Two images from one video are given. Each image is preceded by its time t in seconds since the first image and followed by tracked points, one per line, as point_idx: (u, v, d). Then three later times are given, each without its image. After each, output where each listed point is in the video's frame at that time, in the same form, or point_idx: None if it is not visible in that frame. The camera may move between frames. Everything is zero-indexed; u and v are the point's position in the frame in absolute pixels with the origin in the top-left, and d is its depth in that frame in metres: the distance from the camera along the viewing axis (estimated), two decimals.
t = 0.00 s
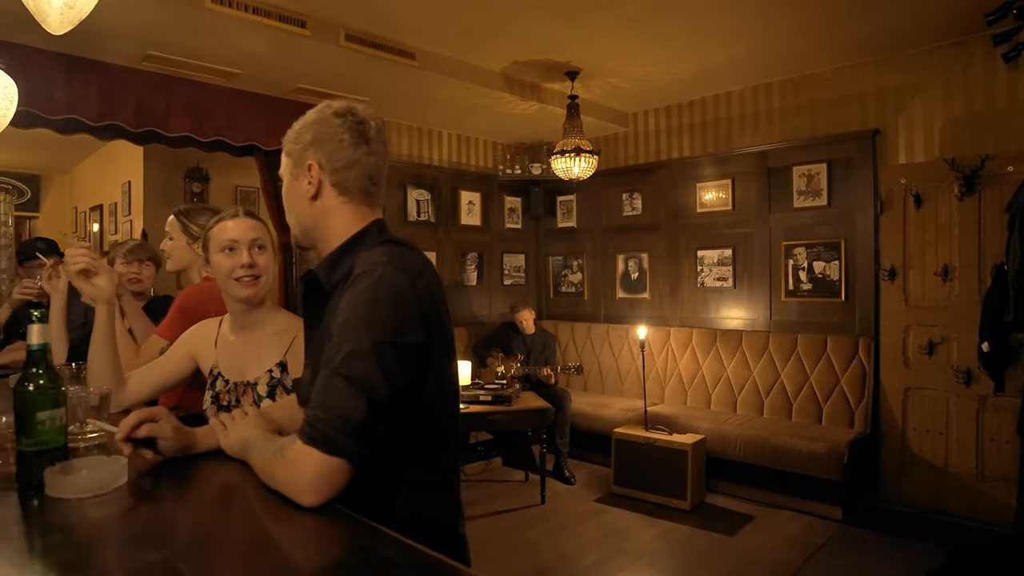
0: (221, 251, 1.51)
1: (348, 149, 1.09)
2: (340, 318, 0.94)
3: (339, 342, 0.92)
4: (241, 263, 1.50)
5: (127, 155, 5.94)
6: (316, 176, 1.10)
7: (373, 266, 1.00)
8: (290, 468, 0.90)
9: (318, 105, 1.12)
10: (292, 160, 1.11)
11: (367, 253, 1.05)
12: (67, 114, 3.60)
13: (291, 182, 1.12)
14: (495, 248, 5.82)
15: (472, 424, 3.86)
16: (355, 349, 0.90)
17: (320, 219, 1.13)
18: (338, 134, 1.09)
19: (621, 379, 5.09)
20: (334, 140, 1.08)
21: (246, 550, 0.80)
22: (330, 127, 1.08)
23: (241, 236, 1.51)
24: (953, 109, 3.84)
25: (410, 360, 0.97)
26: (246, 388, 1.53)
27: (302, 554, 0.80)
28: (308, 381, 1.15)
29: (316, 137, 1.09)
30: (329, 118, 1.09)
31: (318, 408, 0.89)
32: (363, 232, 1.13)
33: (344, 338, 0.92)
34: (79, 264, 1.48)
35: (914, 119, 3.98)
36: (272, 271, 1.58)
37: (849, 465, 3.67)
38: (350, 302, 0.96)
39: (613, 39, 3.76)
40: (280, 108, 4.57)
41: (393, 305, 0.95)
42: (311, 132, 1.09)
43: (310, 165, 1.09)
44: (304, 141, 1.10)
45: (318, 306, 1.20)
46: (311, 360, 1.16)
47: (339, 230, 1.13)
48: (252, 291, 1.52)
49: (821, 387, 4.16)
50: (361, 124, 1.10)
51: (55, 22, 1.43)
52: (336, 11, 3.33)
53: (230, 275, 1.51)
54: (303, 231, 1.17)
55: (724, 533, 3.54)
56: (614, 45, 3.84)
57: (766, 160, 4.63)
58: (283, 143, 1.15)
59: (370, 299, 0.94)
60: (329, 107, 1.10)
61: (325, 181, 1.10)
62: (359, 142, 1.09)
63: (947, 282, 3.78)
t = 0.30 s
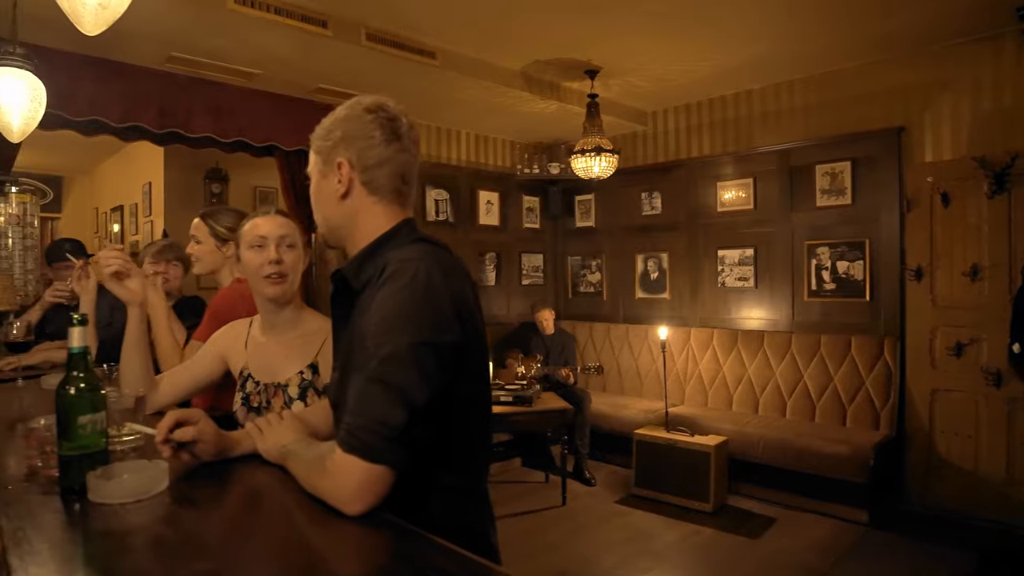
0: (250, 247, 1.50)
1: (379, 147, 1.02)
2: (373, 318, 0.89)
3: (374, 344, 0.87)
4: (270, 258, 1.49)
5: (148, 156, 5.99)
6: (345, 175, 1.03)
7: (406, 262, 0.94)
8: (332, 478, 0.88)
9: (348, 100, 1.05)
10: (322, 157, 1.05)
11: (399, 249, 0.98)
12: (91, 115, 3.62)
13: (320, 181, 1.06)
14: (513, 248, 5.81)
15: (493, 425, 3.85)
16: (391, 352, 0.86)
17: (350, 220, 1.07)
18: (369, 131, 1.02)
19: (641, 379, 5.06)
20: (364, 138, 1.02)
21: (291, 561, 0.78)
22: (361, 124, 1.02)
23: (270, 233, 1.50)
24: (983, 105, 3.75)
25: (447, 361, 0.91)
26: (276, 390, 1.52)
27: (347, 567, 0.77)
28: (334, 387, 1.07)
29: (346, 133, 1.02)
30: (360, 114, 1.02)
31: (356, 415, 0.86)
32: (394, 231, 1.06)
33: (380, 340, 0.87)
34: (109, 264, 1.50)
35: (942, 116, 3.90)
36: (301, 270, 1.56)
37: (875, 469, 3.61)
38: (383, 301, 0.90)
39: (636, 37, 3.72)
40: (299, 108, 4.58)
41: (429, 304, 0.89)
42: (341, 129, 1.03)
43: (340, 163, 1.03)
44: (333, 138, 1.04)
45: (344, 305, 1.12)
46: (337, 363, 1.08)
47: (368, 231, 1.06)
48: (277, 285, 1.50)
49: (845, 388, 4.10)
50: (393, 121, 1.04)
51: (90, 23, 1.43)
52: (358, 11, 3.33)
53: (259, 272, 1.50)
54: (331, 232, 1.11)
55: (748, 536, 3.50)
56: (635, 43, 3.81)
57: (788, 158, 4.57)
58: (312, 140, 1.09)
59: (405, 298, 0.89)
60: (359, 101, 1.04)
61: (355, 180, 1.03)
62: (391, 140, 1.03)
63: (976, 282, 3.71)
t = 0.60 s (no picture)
0: (292, 247, 1.50)
1: (430, 144, 1.01)
2: (421, 320, 0.88)
3: (422, 346, 0.85)
4: (311, 258, 1.48)
5: (178, 158, 6.07)
6: (395, 171, 1.01)
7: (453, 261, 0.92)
8: (384, 484, 0.86)
9: (395, 96, 1.04)
10: (369, 152, 1.03)
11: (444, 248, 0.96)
12: (125, 117, 3.67)
13: (366, 178, 1.03)
14: (540, 248, 5.79)
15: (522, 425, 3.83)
16: (441, 355, 0.84)
17: (396, 218, 1.04)
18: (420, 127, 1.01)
19: (669, 381, 5.01)
20: (415, 133, 1.00)
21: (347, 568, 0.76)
22: (412, 120, 1.01)
23: (312, 232, 1.50)
24: None
25: (496, 363, 0.90)
26: (316, 391, 1.50)
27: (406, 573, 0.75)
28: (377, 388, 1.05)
29: (396, 129, 1.01)
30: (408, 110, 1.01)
31: (407, 420, 0.84)
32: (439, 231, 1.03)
33: (429, 342, 0.85)
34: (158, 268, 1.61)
35: (982, 110, 3.79)
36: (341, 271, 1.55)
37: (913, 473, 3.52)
38: (431, 302, 0.88)
39: (666, 34, 3.68)
40: (328, 109, 4.60)
41: (477, 304, 0.88)
42: (390, 124, 1.01)
43: (389, 159, 1.01)
44: (380, 134, 1.02)
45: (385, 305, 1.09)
46: (379, 365, 1.05)
47: (413, 230, 1.04)
48: (318, 286, 1.49)
49: (881, 391, 4.01)
50: (443, 118, 1.03)
51: (136, 24, 1.47)
52: (387, 10, 3.33)
53: (300, 271, 1.48)
54: (372, 231, 1.08)
55: (781, 540, 3.44)
56: (666, 40, 3.76)
57: (821, 156, 4.49)
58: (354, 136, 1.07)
59: (453, 298, 0.87)
60: (407, 98, 1.03)
61: (404, 176, 1.01)
62: (441, 137, 1.02)
63: (1019, 282, 3.59)
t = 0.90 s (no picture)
0: (334, 249, 1.50)
1: (505, 148, 1.01)
2: (483, 326, 0.86)
3: (485, 353, 0.84)
4: (353, 259, 1.47)
5: (213, 161, 6.17)
6: (476, 173, 0.98)
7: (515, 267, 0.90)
8: (442, 493, 0.85)
9: (461, 94, 1.01)
10: (444, 150, 0.98)
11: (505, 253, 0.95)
12: (164, 121, 3.73)
13: (438, 177, 0.98)
14: (571, 248, 5.76)
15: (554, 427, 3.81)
16: (505, 363, 0.82)
17: (469, 221, 1.00)
18: (497, 129, 1.00)
19: (703, 382, 4.94)
20: (493, 136, 1.00)
21: None
22: (487, 122, 0.99)
23: (355, 235, 1.50)
24: None
25: (558, 371, 0.88)
26: (359, 394, 1.50)
27: None
28: (432, 393, 1.03)
29: (476, 129, 0.98)
30: (481, 110, 0.99)
31: (468, 427, 0.83)
32: (501, 234, 1.01)
33: (492, 349, 0.84)
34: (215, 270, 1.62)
35: None
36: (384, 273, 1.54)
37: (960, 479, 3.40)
38: (493, 308, 0.87)
39: (702, 31, 3.62)
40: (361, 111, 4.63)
41: (541, 310, 0.86)
42: (468, 124, 0.98)
43: (470, 159, 0.98)
44: (457, 132, 0.98)
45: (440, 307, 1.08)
46: (434, 368, 1.03)
47: (485, 234, 1.00)
48: (361, 289, 1.49)
49: (924, 394, 3.90)
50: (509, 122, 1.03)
51: (183, 29, 1.49)
52: (421, 11, 3.33)
53: (342, 273, 1.48)
54: (431, 233, 1.02)
55: (821, 547, 3.36)
56: (701, 37, 3.70)
57: (861, 153, 4.38)
58: (414, 132, 1.00)
59: (517, 304, 0.85)
60: (479, 98, 1.01)
61: (484, 179, 0.99)
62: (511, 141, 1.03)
63: None
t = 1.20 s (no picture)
0: (378, 252, 1.50)
1: (556, 149, 1.02)
2: (548, 333, 0.87)
3: (550, 361, 0.84)
4: (398, 263, 1.47)
5: (250, 163, 6.26)
6: (535, 182, 0.98)
7: (580, 276, 0.90)
8: (501, 502, 0.83)
9: (505, 103, 1.00)
10: (501, 163, 0.97)
11: (569, 263, 0.95)
12: (204, 125, 3.80)
13: (499, 191, 0.97)
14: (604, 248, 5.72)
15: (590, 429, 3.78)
16: (571, 372, 0.82)
17: (531, 231, 1.00)
18: (546, 134, 1.01)
19: (740, 384, 4.85)
20: (543, 138, 1.00)
21: None
22: (537, 128, 1.00)
23: (398, 238, 1.50)
24: None
25: (622, 381, 0.88)
26: (403, 398, 1.49)
27: None
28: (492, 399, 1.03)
29: (530, 138, 0.99)
30: (529, 117, 0.99)
31: (531, 436, 0.83)
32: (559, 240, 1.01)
33: (557, 357, 0.84)
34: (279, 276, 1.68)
35: None
36: (428, 274, 1.53)
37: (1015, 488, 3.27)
38: (558, 316, 0.87)
39: (742, 27, 3.55)
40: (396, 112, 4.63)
41: (605, 320, 0.86)
42: (522, 133, 0.98)
43: (529, 169, 0.98)
44: (512, 143, 0.97)
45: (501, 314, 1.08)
46: (493, 375, 1.03)
47: (547, 243, 1.00)
48: (405, 291, 1.48)
49: (974, 398, 3.76)
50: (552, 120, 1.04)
51: (230, 33, 1.50)
52: (457, 12, 3.32)
53: (386, 276, 1.48)
54: (494, 249, 1.01)
55: (867, 555, 3.27)
56: (742, 33, 3.63)
57: (906, 149, 4.24)
58: (466, 148, 0.99)
59: (583, 313, 0.85)
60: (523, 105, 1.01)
61: (543, 186, 1.00)
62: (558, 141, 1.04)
63: None
